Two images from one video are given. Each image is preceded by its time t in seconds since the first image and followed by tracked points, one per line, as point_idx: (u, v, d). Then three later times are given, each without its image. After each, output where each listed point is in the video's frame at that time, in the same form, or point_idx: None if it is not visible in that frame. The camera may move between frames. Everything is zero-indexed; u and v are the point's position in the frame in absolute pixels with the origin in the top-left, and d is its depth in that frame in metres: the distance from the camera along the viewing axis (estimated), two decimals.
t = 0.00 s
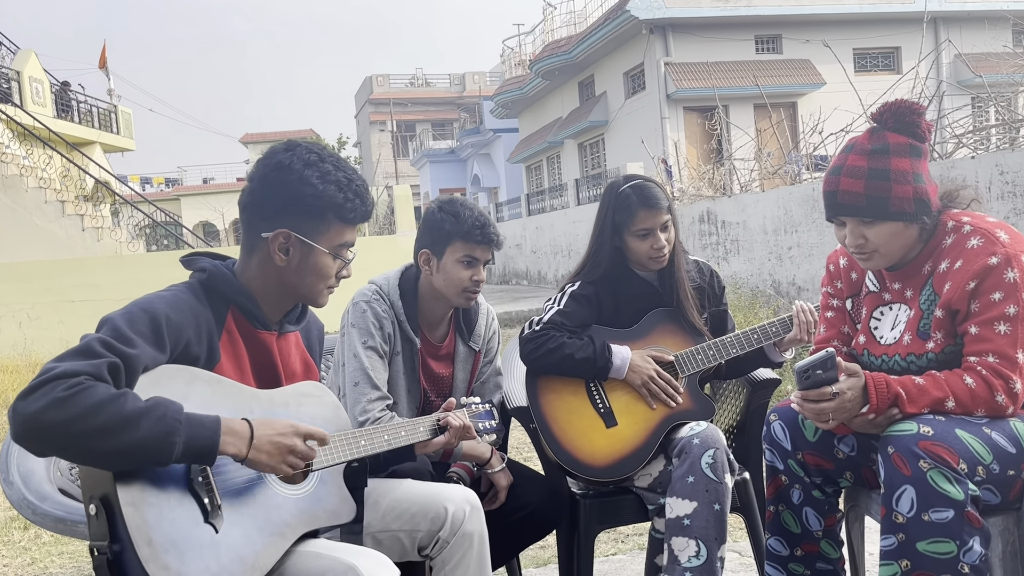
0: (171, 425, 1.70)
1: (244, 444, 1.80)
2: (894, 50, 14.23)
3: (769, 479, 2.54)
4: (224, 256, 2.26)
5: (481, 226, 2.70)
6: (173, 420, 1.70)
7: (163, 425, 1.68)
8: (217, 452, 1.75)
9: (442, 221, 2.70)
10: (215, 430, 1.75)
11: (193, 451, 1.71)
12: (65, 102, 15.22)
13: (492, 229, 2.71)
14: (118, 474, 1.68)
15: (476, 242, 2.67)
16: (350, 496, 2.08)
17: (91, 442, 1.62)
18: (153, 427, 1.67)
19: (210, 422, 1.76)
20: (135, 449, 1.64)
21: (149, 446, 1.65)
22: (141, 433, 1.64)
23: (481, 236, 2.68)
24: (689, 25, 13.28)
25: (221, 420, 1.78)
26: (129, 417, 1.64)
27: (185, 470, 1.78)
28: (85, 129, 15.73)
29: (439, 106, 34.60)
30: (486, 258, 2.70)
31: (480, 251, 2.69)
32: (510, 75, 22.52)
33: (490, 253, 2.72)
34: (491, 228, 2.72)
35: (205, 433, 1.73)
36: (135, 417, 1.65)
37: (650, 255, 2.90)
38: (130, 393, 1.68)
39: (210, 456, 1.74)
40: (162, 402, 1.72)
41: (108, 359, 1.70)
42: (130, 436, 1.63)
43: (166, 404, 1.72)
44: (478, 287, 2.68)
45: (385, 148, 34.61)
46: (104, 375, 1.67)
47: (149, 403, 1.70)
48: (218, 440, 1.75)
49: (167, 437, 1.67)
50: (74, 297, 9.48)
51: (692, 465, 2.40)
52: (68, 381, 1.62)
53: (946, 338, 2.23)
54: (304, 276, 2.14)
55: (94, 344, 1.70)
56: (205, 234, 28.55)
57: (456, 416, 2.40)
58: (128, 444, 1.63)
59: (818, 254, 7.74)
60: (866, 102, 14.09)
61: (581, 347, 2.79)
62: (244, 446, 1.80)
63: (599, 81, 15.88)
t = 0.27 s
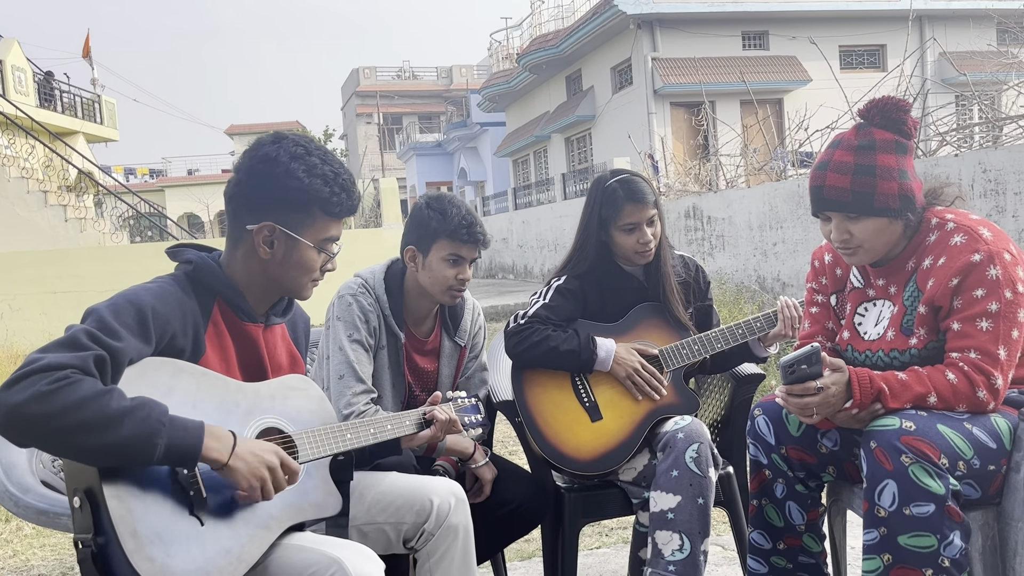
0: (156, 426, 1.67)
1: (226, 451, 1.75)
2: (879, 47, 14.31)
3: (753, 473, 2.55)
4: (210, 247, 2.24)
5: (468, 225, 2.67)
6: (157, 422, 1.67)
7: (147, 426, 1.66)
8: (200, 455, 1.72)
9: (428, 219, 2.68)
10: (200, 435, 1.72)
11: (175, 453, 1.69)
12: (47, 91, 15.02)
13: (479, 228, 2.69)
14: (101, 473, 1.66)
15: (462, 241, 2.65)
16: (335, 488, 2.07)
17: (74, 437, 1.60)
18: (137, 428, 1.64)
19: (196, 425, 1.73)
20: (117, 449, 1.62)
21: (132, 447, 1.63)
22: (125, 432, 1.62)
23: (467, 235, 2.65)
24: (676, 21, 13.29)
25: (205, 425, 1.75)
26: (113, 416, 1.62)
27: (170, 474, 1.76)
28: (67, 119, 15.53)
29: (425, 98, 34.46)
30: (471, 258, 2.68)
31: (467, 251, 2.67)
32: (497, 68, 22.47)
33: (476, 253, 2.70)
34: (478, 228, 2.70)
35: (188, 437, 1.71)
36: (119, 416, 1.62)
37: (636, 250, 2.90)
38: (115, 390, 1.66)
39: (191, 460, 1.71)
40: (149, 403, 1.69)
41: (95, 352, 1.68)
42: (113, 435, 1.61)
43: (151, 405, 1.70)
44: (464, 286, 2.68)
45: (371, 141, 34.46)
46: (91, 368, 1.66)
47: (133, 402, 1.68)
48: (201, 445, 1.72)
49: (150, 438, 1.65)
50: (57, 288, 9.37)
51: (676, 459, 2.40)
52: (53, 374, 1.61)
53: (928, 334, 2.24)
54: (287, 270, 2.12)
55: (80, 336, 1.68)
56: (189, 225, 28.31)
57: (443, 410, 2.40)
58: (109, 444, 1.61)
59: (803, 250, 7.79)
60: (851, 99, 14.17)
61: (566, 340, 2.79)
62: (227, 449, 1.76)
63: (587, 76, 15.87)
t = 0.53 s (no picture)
0: (141, 419, 1.66)
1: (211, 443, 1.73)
2: (868, 44, 14.37)
3: (741, 468, 2.56)
4: (202, 240, 2.22)
5: (446, 208, 2.67)
6: (143, 413, 1.65)
7: (133, 418, 1.64)
8: (185, 448, 1.70)
9: (407, 206, 2.68)
10: (185, 429, 1.70)
11: (161, 447, 1.67)
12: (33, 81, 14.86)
13: (457, 211, 2.68)
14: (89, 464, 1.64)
15: (441, 224, 2.64)
16: (323, 483, 2.06)
17: (59, 427, 1.59)
18: (122, 420, 1.62)
19: (181, 418, 1.71)
20: (103, 440, 1.61)
21: (118, 438, 1.62)
22: (111, 424, 1.61)
23: (446, 219, 2.65)
24: (667, 15, 13.28)
25: (190, 418, 1.73)
26: (97, 408, 1.61)
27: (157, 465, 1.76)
28: (54, 109, 15.38)
29: (416, 91, 34.34)
30: (453, 242, 2.68)
31: (447, 235, 2.66)
32: (487, 62, 22.41)
33: (457, 237, 2.70)
34: (457, 211, 2.70)
35: (174, 429, 1.69)
36: (103, 408, 1.61)
37: (625, 242, 2.90)
38: (102, 382, 1.65)
39: (176, 453, 1.69)
40: (135, 395, 1.68)
41: (84, 346, 1.67)
42: (99, 426, 1.60)
43: (136, 397, 1.68)
44: (447, 272, 2.67)
45: (361, 133, 34.33)
46: (79, 361, 1.65)
47: (118, 393, 1.66)
48: (186, 437, 1.70)
49: (135, 431, 1.63)
50: (43, 279, 9.29)
51: (664, 453, 2.41)
52: (40, 365, 1.60)
53: (916, 329, 2.25)
54: (282, 266, 2.11)
55: (69, 327, 1.67)
56: (176, 217, 28.12)
57: (431, 404, 2.39)
58: (94, 435, 1.60)
59: (791, 246, 7.82)
60: (840, 95, 14.23)
61: (549, 324, 2.81)
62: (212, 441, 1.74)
63: (577, 70, 15.86)
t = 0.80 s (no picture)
0: (132, 382, 1.66)
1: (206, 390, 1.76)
2: (862, 40, 14.39)
3: (732, 462, 2.56)
4: (198, 232, 2.20)
5: (431, 206, 2.66)
6: (132, 376, 1.66)
7: (122, 383, 1.64)
8: (180, 405, 1.71)
9: (391, 202, 2.67)
10: (177, 387, 1.71)
11: (155, 406, 1.68)
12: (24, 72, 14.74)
13: (442, 209, 2.67)
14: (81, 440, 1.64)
15: (426, 221, 2.63)
16: (315, 475, 2.05)
17: (46, 411, 1.59)
18: (112, 386, 1.63)
19: (171, 374, 1.72)
20: (97, 409, 1.61)
21: (109, 406, 1.62)
22: (100, 393, 1.61)
23: (431, 216, 2.63)
24: (661, 10, 13.26)
25: (181, 373, 1.74)
26: (86, 379, 1.61)
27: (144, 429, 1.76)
28: (45, 100, 15.26)
29: (409, 85, 34.23)
30: (438, 239, 2.66)
31: (432, 232, 2.64)
32: (481, 55, 22.35)
33: (442, 234, 2.68)
34: (441, 207, 2.68)
35: (167, 387, 1.70)
36: (91, 379, 1.61)
37: (617, 236, 2.90)
38: (84, 357, 1.65)
39: (172, 410, 1.70)
40: (119, 362, 1.68)
41: (63, 331, 1.66)
42: (87, 399, 1.60)
43: (124, 362, 1.69)
44: (431, 268, 2.65)
45: (354, 127, 34.22)
46: (58, 345, 1.64)
47: (105, 364, 1.67)
48: (178, 390, 1.71)
49: (126, 394, 1.64)
50: (33, 272, 9.23)
51: (656, 447, 2.41)
52: (19, 353, 1.60)
53: (907, 325, 2.25)
54: (283, 261, 2.09)
55: (49, 316, 1.66)
56: (168, 210, 27.98)
57: (424, 393, 2.38)
58: (86, 406, 1.60)
59: (784, 241, 7.84)
60: (834, 91, 14.26)
61: (549, 328, 2.78)
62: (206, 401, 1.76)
63: (571, 64, 15.83)
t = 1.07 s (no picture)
0: (127, 407, 1.64)
1: (198, 426, 1.74)
2: (856, 37, 14.42)
3: (725, 458, 2.57)
4: (196, 228, 2.19)
5: (407, 194, 2.65)
6: (128, 402, 1.63)
7: (117, 407, 1.62)
8: (172, 433, 1.69)
9: (367, 194, 2.67)
10: (170, 414, 1.70)
11: (146, 435, 1.66)
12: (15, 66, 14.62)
13: (419, 197, 2.66)
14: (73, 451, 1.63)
15: (403, 211, 2.62)
16: (308, 472, 2.05)
17: (44, 419, 1.57)
18: (106, 409, 1.61)
19: (166, 405, 1.70)
20: (88, 429, 1.59)
21: (103, 428, 1.60)
22: (96, 414, 1.59)
23: (408, 205, 2.63)
24: (657, 6, 13.24)
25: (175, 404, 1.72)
26: (81, 399, 1.59)
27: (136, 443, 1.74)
28: (37, 94, 15.16)
29: (403, 80, 34.15)
30: (418, 228, 2.66)
31: (411, 221, 2.64)
32: (475, 51, 22.30)
33: (422, 223, 2.67)
34: (418, 196, 2.67)
35: (160, 418, 1.68)
36: (87, 399, 1.59)
37: (612, 232, 2.90)
38: (85, 370, 1.62)
39: (163, 441, 1.69)
40: (119, 382, 1.65)
41: (66, 334, 1.63)
42: (84, 415, 1.58)
43: (123, 385, 1.66)
44: (411, 260, 2.64)
45: (348, 122, 34.14)
46: (61, 350, 1.61)
47: (105, 383, 1.64)
48: (173, 423, 1.69)
49: (120, 420, 1.62)
50: (26, 267, 9.20)
51: (649, 444, 2.41)
52: (21, 354, 1.57)
53: (901, 322, 2.26)
54: (283, 258, 2.08)
55: (52, 315, 1.64)
56: (161, 204, 27.86)
57: (419, 389, 2.38)
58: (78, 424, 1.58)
59: (777, 238, 7.86)
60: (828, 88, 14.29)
61: (545, 324, 2.79)
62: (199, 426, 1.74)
63: (566, 60, 15.81)
